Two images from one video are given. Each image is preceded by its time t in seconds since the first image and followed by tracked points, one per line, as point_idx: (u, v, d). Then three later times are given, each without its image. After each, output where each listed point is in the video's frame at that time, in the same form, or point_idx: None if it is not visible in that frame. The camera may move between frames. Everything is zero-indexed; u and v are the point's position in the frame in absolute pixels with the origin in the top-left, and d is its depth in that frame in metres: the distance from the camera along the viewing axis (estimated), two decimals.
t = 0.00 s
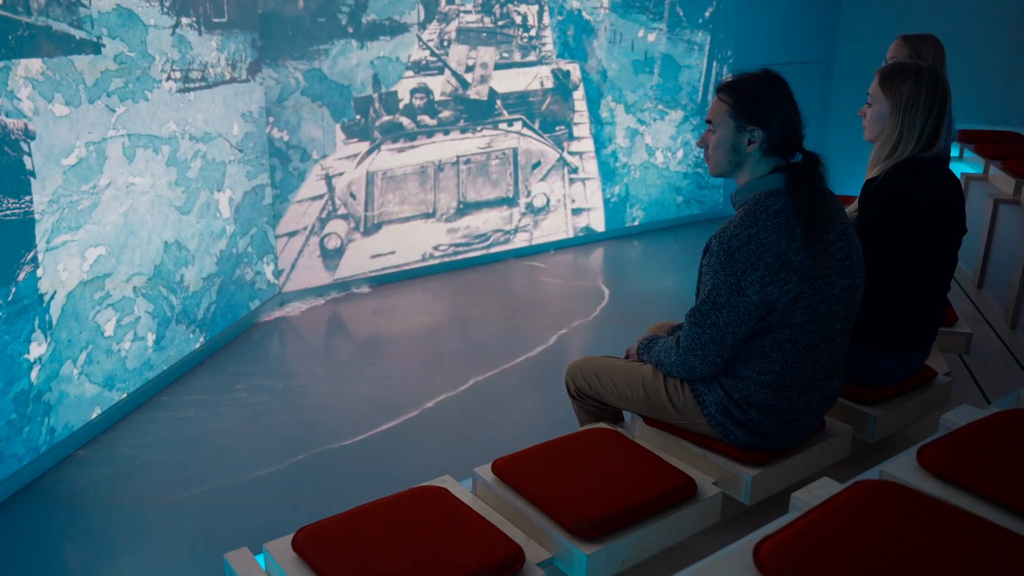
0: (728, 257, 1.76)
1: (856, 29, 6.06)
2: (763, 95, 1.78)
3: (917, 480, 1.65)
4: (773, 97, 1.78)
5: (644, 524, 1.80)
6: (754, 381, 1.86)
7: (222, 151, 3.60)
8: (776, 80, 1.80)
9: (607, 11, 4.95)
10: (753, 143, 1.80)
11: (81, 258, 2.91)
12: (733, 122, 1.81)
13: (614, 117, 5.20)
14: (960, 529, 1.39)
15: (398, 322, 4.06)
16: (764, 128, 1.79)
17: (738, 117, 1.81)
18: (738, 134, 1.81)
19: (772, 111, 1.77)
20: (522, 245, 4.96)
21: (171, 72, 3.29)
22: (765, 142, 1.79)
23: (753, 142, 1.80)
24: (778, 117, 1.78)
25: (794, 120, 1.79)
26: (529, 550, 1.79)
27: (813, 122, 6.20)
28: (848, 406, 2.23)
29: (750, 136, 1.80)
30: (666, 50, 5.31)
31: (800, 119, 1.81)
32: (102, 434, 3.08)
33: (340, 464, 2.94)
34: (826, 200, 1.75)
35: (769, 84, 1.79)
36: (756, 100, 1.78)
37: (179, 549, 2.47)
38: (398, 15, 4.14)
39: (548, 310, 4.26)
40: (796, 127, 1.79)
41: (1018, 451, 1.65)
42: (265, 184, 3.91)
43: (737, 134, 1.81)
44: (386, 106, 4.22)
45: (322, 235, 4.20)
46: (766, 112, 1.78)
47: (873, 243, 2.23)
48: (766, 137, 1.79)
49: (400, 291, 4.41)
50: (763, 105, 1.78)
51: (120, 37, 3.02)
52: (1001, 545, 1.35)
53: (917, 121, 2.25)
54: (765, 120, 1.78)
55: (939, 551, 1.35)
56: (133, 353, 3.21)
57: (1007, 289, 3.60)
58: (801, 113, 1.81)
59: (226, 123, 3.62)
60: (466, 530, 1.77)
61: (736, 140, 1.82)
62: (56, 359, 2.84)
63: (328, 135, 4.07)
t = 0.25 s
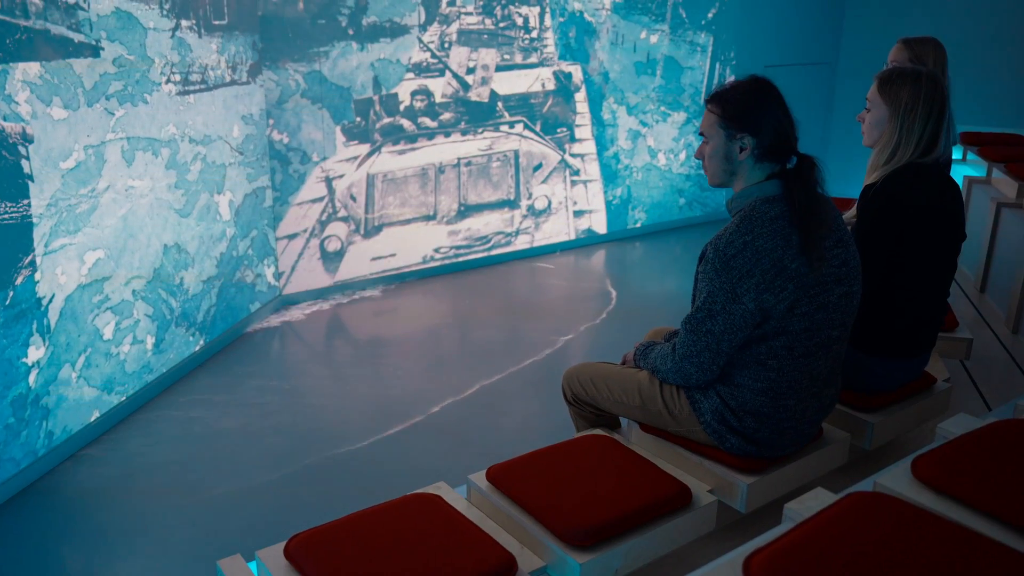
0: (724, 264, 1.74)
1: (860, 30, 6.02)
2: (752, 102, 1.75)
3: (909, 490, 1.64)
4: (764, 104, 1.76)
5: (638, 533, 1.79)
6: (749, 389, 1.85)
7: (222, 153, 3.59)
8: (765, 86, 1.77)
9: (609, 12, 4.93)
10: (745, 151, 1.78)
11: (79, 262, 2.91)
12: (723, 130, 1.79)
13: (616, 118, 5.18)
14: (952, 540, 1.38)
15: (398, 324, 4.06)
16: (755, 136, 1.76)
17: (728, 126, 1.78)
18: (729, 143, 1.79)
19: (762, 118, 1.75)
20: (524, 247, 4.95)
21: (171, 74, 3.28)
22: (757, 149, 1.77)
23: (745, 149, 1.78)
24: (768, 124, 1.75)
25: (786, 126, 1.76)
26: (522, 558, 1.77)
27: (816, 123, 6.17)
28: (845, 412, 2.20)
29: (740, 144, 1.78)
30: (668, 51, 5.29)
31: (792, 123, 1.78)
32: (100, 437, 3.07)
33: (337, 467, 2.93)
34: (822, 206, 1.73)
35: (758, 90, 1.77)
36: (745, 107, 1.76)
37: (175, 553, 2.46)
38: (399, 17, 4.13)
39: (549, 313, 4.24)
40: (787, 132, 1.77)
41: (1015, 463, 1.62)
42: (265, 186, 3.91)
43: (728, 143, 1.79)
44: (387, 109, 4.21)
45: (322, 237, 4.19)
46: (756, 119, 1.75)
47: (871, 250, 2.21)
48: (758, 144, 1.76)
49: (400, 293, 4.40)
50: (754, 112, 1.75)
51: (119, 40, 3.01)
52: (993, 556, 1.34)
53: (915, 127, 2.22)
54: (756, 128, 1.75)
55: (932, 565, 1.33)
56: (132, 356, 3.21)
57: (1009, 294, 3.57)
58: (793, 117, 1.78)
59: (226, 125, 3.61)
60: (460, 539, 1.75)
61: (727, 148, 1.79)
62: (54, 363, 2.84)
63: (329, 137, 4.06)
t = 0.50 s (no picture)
0: (721, 272, 1.73)
1: (865, 33, 5.96)
2: (737, 112, 1.74)
3: (907, 501, 1.64)
4: (750, 115, 1.74)
5: (634, 542, 1.78)
6: (747, 397, 1.83)
7: (225, 156, 3.60)
8: (753, 97, 1.74)
9: (613, 15, 4.92)
10: (730, 158, 1.78)
11: (81, 266, 2.91)
12: (709, 138, 1.80)
13: (620, 121, 5.16)
14: (947, 551, 1.37)
15: (401, 327, 4.05)
16: (739, 145, 1.76)
17: (715, 133, 1.79)
18: (716, 149, 1.80)
19: (745, 129, 1.74)
20: (527, 250, 4.94)
21: (174, 78, 3.28)
22: (741, 157, 1.76)
23: (730, 157, 1.78)
24: (752, 135, 1.74)
25: (772, 137, 1.74)
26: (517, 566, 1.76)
27: (821, 126, 6.13)
28: (845, 420, 2.22)
29: (726, 151, 1.78)
30: (672, 53, 5.27)
31: (780, 134, 1.75)
32: (102, 439, 3.07)
33: (338, 470, 2.92)
34: (816, 213, 1.72)
35: (745, 101, 1.74)
36: (732, 118, 1.74)
37: (174, 556, 2.46)
38: (402, 20, 4.12)
39: (552, 315, 4.22)
40: (774, 142, 1.74)
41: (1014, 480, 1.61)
42: (269, 189, 3.91)
43: (715, 150, 1.80)
44: (390, 111, 4.21)
45: (324, 240, 4.19)
46: (738, 130, 1.75)
47: (872, 257, 2.19)
48: (741, 153, 1.76)
49: (403, 295, 4.39)
50: (736, 123, 1.74)
51: (121, 44, 3.01)
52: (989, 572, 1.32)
53: (916, 134, 2.20)
54: (739, 138, 1.75)
55: None
56: (134, 359, 3.22)
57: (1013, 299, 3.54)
58: (782, 128, 1.75)
59: (229, 128, 3.61)
60: (456, 548, 1.74)
61: (715, 155, 1.80)
62: (56, 366, 2.85)
63: (331, 140, 4.06)
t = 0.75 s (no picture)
0: (724, 280, 1.71)
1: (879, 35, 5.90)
2: (729, 122, 1.74)
3: (908, 514, 1.63)
4: (743, 124, 1.73)
5: (635, 549, 1.76)
6: (751, 405, 1.81)
7: (235, 158, 3.62)
8: (747, 105, 1.73)
9: (624, 17, 4.90)
10: (727, 166, 1.79)
11: (92, 267, 2.93)
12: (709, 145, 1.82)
13: (631, 124, 5.14)
14: (950, 563, 1.35)
15: (409, 328, 4.05)
16: (732, 153, 1.76)
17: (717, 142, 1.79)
18: (715, 156, 1.81)
19: (736, 139, 1.73)
20: (537, 253, 4.93)
21: (184, 81, 3.30)
22: (734, 165, 1.77)
23: (727, 165, 1.79)
24: (744, 146, 1.73)
25: (762, 147, 1.72)
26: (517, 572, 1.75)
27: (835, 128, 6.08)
28: (851, 427, 2.25)
29: (723, 159, 1.79)
30: (684, 56, 5.23)
31: (772, 145, 1.73)
32: (112, 440, 3.09)
33: (344, 471, 2.92)
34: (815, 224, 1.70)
35: (739, 109, 1.73)
36: (731, 130, 1.74)
37: (181, 556, 2.46)
38: (412, 23, 4.13)
39: (562, 318, 4.21)
40: (767, 154, 1.73)
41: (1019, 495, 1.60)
42: (279, 191, 3.93)
43: (714, 157, 1.81)
44: (400, 114, 4.22)
45: (334, 243, 4.20)
46: (729, 138, 1.75)
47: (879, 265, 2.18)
48: (734, 161, 1.76)
49: (413, 297, 4.39)
50: (727, 132, 1.75)
51: (132, 47, 3.03)
52: None
53: (923, 141, 2.17)
54: (732, 148, 1.75)
55: None
56: (144, 361, 3.24)
57: None
58: (775, 138, 1.72)
59: (240, 130, 3.63)
60: (457, 554, 1.73)
61: (715, 162, 1.82)
62: (66, 368, 2.86)
63: (341, 142, 4.07)
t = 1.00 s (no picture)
0: (731, 286, 1.69)
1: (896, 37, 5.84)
2: (737, 128, 1.72)
3: (910, 526, 1.65)
4: (752, 130, 1.70)
5: (639, 556, 1.74)
6: (758, 412, 1.79)
7: (248, 160, 3.63)
8: (756, 111, 1.71)
9: (638, 19, 4.87)
10: (734, 171, 1.77)
11: (105, 269, 2.94)
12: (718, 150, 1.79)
13: (645, 127, 5.12)
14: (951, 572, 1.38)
15: (421, 330, 4.05)
16: (739, 159, 1.74)
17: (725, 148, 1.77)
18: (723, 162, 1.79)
19: (744, 145, 1.71)
20: (549, 256, 4.92)
21: (198, 83, 3.31)
22: (742, 171, 1.75)
23: (735, 170, 1.77)
24: (751, 151, 1.71)
25: (770, 153, 1.70)
26: None
27: (850, 131, 6.04)
28: (860, 435, 2.23)
29: (730, 164, 1.77)
30: (698, 59, 5.19)
31: (780, 152, 1.70)
32: (124, 440, 3.11)
33: (353, 473, 2.92)
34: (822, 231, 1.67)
35: (749, 115, 1.71)
36: (739, 136, 1.72)
37: (189, 557, 2.46)
38: (425, 25, 4.13)
39: (574, 321, 4.19)
40: (775, 160, 1.70)
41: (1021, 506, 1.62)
42: (292, 193, 3.94)
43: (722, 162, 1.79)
44: (412, 116, 4.22)
45: (346, 245, 4.21)
46: (736, 144, 1.73)
47: (890, 272, 2.15)
48: (741, 167, 1.74)
49: (425, 300, 4.39)
50: (734, 139, 1.73)
51: (146, 50, 3.04)
52: None
53: (935, 147, 2.13)
54: (740, 154, 1.73)
55: None
56: (156, 362, 3.25)
57: None
58: (784, 144, 1.70)
59: (253, 133, 3.65)
60: (460, 559, 1.71)
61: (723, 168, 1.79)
62: (78, 369, 2.88)
63: (354, 145, 4.07)
